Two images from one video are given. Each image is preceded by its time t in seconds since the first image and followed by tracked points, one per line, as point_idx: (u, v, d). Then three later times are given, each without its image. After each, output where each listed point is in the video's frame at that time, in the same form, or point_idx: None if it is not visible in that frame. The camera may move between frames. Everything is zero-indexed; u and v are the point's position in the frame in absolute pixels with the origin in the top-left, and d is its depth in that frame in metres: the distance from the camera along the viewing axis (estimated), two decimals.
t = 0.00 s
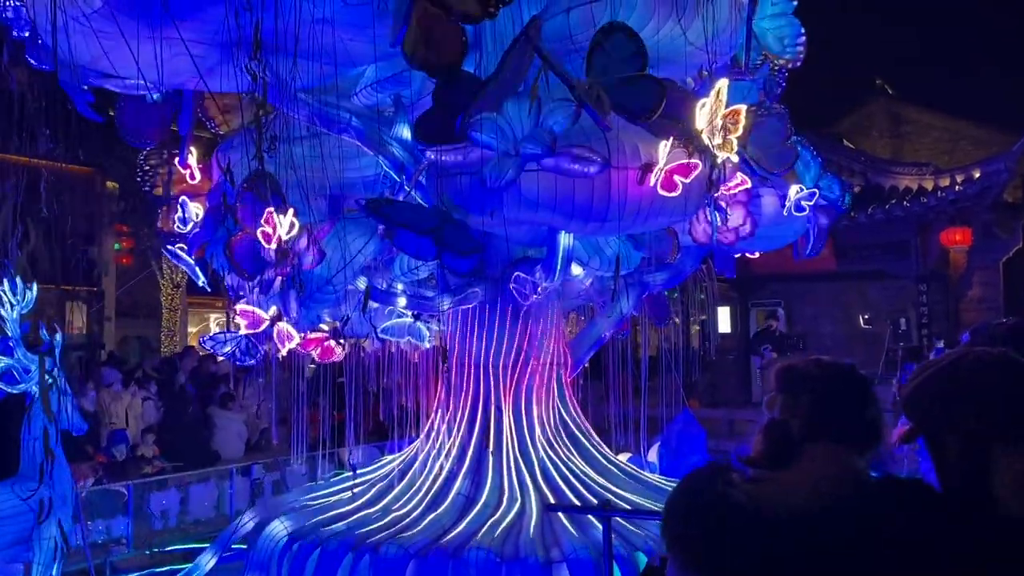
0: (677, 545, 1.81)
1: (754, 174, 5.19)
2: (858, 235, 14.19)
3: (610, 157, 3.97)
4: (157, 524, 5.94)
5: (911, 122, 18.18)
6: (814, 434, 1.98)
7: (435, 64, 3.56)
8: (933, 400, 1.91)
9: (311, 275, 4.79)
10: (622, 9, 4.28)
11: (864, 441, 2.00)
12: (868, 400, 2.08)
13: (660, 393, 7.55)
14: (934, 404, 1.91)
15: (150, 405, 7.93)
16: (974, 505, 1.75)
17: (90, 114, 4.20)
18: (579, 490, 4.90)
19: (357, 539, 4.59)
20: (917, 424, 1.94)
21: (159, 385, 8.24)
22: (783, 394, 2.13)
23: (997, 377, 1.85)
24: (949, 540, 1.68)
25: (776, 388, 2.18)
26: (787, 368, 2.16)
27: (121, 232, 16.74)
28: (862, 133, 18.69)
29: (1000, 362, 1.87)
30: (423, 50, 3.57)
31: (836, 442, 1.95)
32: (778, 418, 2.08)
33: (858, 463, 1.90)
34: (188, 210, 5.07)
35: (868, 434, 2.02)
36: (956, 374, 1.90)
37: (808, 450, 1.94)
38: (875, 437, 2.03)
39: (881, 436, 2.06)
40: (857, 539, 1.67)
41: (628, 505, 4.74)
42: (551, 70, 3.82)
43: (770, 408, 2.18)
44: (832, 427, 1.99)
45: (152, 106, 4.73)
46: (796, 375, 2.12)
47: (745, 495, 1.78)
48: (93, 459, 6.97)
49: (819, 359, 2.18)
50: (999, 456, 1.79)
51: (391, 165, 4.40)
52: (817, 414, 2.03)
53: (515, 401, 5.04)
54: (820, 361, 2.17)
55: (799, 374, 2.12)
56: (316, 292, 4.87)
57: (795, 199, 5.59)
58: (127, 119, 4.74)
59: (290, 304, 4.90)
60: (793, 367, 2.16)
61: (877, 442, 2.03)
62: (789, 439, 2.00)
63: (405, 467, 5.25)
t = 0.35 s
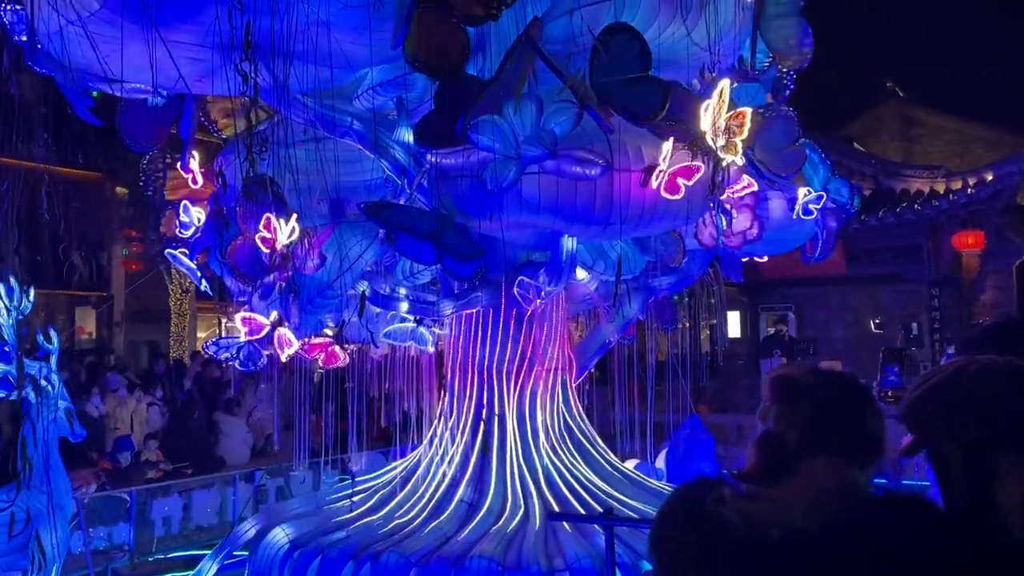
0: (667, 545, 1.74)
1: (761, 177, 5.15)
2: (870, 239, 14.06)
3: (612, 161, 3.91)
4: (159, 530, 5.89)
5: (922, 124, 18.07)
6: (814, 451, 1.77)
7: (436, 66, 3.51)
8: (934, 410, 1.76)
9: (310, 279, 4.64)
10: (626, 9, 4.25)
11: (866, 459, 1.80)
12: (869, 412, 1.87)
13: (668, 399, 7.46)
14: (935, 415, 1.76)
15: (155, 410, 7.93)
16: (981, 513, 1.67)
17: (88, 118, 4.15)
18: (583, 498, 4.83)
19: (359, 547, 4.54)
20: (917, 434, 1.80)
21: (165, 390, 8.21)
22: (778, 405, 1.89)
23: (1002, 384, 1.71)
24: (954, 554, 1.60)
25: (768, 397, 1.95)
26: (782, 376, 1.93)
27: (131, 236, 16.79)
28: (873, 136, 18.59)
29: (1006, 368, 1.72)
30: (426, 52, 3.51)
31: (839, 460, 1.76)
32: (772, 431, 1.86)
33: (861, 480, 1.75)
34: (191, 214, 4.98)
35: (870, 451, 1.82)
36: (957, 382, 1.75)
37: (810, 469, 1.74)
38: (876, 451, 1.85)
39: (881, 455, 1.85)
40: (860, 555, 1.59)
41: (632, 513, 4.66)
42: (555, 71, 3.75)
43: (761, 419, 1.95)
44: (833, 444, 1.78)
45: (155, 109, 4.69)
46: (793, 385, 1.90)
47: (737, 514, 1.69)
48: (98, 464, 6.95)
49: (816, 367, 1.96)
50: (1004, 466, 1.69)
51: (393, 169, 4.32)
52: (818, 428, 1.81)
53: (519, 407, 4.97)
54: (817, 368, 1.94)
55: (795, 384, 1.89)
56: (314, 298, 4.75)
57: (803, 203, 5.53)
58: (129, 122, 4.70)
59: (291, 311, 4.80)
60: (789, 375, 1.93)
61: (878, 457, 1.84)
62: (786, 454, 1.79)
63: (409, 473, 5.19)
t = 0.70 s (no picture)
0: None
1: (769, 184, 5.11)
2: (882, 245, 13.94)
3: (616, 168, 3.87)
4: (165, 538, 5.86)
5: (935, 130, 17.96)
6: (807, 474, 1.71)
7: (438, 73, 3.52)
8: (937, 429, 1.74)
9: (315, 286, 4.51)
10: (630, 17, 4.24)
11: (861, 482, 1.73)
12: (867, 433, 1.77)
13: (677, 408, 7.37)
14: (939, 434, 1.73)
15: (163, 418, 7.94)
16: (979, 541, 1.63)
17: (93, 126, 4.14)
18: (590, 508, 4.80)
19: (362, 558, 4.50)
20: (917, 460, 1.78)
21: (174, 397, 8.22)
22: (770, 427, 1.81)
23: (1007, 406, 1.69)
24: None
25: (760, 418, 1.86)
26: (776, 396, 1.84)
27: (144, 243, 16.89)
28: (886, 142, 18.52)
29: (1009, 390, 1.71)
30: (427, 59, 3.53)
31: (834, 482, 1.70)
32: (764, 452, 1.79)
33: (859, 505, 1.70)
34: (196, 222, 4.94)
35: (867, 474, 1.75)
36: (959, 401, 1.73)
37: (801, 491, 1.69)
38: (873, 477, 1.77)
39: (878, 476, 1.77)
40: None
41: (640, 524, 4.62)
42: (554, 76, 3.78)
43: (752, 441, 1.87)
44: (828, 465, 1.72)
45: (159, 116, 4.70)
46: (787, 405, 1.81)
47: (728, 543, 1.64)
48: (104, 472, 6.95)
49: (811, 387, 1.87)
50: (1006, 494, 1.67)
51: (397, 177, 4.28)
52: (812, 450, 1.74)
53: (524, 416, 4.94)
54: (812, 389, 1.86)
55: (788, 404, 1.81)
56: (316, 308, 4.61)
57: (812, 210, 5.49)
58: (133, 128, 4.70)
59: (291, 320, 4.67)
60: (781, 396, 1.85)
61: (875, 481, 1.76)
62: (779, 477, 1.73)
63: (413, 483, 5.16)
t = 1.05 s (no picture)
0: None
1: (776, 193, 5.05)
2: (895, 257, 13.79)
3: (618, 179, 3.79)
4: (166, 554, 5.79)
5: (949, 140, 17.82)
6: (795, 506, 1.59)
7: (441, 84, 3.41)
8: (932, 455, 1.58)
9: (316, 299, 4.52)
10: (634, 27, 4.17)
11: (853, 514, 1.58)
12: (862, 460, 1.62)
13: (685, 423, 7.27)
14: (936, 460, 1.57)
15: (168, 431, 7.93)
16: (972, 565, 1.53)
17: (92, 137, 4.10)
18: (594, 526, 4.70)
19: None
20: (910, 488, 1.61)
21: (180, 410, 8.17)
22: (756, 453, 1.70)
23: (1006, 432, 1.54)
24: None
25: (750, 443, 1.75)
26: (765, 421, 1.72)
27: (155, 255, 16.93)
28: (899, 152, 18.38)
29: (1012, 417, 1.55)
30: (430, 71, 3.43)
31: (821, 516, 1.57)
32: (752, 480, 1.67)
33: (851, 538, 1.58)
34: (198, 232, 4.89)
35: (860, 505, 1.60)
36: (956, 427, 1.58)
37: (790, 526, 1.58)
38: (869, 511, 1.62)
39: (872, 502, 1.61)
40: None
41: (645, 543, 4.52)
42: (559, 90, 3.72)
43: (742, 468, 1.76)
44: (817, 496, 1.58)
45: (160, 129, 4.71)
46: (774, 430, 1.69)
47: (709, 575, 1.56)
48: (109, 486, 6.92)
49: (806, 410, 1.73)
50: (1006, 530, 1.51)
51: (400, 188, 4.28)
52: (799, 480, 1.61)
53: (528, 430, 4.86)
54: (804, 411, 1.73)
55: (776, 429, 1.69)
56: (315, 321, 4.38)
57: (821, 221, 5.40)
58: (135, 143, 4.72)
59: (293, 334, 4.46)
60: (771, 420, 1.73)
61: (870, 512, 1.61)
62: (766, 509, 1.61)
63: (416, 500, 5.09)
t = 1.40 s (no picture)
0: None
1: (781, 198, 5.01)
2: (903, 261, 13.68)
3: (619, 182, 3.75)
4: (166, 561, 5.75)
5: (958, 143, 17.72)
6: (779, 523, 1.67)
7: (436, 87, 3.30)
8: (929, 471, 1.53)
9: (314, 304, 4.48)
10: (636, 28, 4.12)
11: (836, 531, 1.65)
12: (850, 475, 1.70)
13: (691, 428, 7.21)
14: (933, 472, 1.53)
15: (171, 437, 7.93)
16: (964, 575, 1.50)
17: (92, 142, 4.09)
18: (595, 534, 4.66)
19: None
20: (903, 503, 1.57)
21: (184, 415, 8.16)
22: (742, 469, 1.76)
23: (1005, 447, 1.49)
24: None
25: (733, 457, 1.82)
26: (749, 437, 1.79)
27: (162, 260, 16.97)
28: (908, 156, 18.29)
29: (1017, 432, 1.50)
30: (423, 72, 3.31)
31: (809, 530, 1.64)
32: (737, 496, 1.75)
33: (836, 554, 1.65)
34: (199, 239, 4.88)
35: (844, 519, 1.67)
36: (955, 441, 1.53)
37: (772, 547, 1.65)
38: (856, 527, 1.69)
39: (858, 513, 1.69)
40: None
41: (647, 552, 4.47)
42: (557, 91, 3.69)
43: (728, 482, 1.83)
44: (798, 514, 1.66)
45: (159, 135, 4.65)
46: (759, 447, 1.76)
47: None
48: (111, 491, 6.91)
49: (790, 425, 1.80)
50: (1003, 555, 1.47)
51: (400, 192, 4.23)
52: (785, 496, 1.68)
53: (530, 435, 4.82)
54: (788, 426, 1.80)
55: (761, 446, 1.76)
56: (315, 326, 4.56)
57: (826, 225, 5.36)
58: (133, 149, 4.64)
59: (292, 338, 4.59)
60: (755, 435, 1.80)
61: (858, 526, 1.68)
62: (748, 528, 1.70)
63: (416, 507, 5.05)
